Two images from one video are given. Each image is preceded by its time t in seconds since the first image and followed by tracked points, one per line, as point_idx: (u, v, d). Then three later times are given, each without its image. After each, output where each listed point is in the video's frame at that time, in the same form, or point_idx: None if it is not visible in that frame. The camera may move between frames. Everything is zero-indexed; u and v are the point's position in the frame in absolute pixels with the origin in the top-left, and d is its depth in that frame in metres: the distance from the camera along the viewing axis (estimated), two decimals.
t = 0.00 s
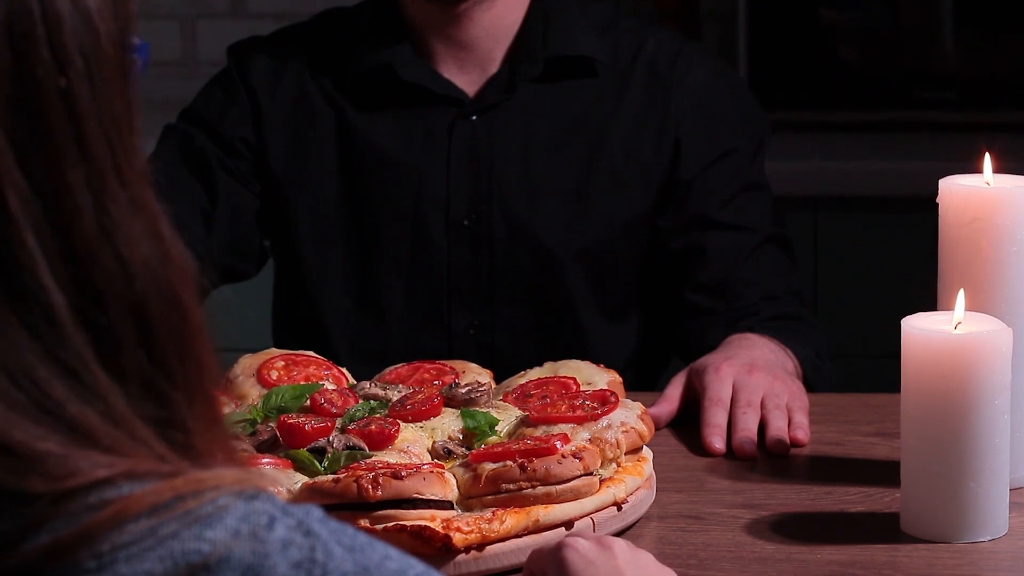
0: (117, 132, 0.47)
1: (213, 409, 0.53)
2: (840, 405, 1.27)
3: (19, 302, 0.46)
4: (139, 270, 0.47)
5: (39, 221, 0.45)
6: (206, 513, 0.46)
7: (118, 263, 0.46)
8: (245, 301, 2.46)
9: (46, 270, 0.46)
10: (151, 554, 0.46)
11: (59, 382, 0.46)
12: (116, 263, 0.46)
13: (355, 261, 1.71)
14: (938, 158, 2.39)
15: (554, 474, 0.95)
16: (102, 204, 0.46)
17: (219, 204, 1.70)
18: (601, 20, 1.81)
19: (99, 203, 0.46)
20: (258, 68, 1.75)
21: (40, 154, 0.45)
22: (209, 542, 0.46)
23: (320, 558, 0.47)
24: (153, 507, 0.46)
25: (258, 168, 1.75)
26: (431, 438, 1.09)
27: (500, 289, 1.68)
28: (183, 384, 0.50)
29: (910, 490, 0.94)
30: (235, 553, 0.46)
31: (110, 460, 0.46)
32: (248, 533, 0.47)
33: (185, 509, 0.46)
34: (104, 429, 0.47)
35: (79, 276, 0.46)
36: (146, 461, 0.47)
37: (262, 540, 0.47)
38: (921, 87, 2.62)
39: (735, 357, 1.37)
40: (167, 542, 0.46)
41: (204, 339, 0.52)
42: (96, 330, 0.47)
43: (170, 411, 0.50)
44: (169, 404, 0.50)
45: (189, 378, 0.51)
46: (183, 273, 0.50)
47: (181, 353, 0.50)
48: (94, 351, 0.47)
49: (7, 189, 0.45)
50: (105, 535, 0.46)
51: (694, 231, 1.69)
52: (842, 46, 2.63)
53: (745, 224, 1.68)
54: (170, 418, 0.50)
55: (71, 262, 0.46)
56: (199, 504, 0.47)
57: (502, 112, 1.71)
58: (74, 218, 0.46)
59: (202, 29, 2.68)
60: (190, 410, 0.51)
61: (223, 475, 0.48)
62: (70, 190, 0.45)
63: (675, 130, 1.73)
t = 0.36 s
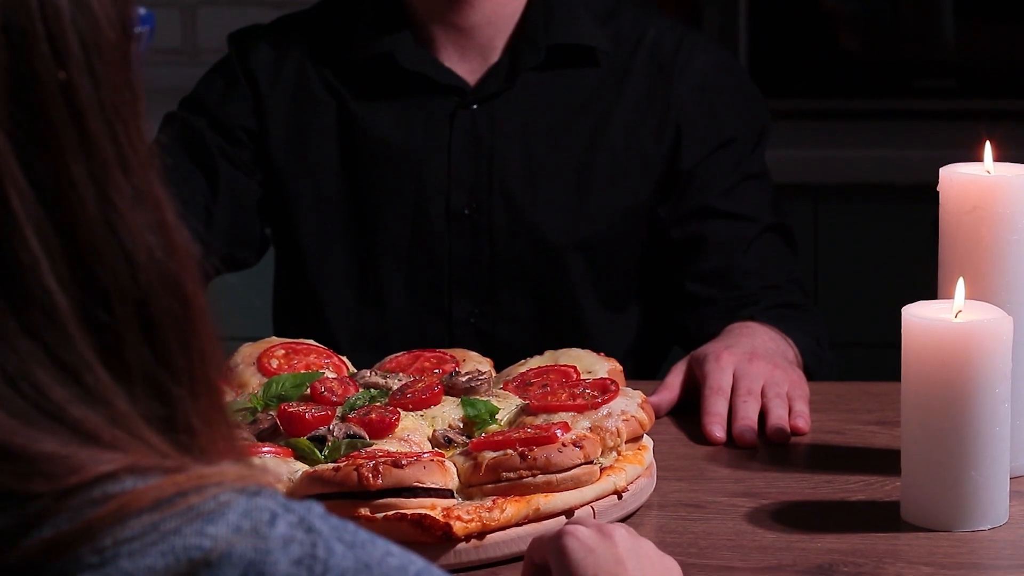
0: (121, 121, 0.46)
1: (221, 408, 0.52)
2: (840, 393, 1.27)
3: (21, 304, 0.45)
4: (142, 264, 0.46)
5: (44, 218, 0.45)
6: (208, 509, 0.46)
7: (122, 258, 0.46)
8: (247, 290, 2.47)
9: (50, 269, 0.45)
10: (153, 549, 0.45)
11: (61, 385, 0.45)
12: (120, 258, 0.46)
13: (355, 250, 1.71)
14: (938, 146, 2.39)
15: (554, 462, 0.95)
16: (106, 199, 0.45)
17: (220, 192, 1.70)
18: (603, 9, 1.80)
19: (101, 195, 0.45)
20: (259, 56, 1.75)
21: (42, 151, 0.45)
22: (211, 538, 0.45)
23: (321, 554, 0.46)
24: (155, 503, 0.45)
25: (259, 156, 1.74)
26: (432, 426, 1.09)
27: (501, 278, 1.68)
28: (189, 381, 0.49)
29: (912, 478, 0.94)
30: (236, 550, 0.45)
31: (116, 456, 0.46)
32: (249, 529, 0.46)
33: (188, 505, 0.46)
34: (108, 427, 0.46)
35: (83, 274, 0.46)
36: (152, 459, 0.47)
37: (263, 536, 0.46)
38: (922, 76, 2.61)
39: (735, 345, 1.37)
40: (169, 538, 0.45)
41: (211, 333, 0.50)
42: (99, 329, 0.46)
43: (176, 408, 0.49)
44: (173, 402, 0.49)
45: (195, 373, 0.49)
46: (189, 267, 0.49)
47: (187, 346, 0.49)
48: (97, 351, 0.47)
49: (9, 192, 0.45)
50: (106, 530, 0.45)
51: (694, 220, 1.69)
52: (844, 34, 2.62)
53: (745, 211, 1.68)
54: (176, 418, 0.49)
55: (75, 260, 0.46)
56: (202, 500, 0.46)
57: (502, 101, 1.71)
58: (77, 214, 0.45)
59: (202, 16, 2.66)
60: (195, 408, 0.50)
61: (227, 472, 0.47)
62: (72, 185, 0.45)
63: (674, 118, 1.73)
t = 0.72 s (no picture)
0: (134, 139, 0.46)
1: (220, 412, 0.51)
2: (840, 393, 1.27)
3: (26, 312, 0.45)
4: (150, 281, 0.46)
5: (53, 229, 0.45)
6: (205, 510, 0.45)
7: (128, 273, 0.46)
8: (247, 290, 2.47)
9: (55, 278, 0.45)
10: (150, 551, 0.44)
11: (63, 397, 0.45)
12: (128, 275, 0.46)
13: (356, 250, 1.71)
14: (939, 146, 2.39)
15: (554, 462, 0.95)
16: (116, 213, 0.45)
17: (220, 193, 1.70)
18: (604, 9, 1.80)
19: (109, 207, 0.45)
20: (259, 56, 1.75)
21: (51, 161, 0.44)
22: (208, 538, 0.45)
23: (318, 555, 0.46)
24: (153, 503, 0.45)
25: (259, 156, 1.74)
26: (432, 426, 1.09)
27: (501, 278, 1.68)
28: (191, 393, 0.49)
29: (912, 477, 0.94)
30: (234, 551, 0.45)
31: (112, 456, 0.45)
32: (246, 531, 0.45)
33: (185, 506, 0.45)
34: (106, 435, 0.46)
35: (86, 286, 0.46)
36: (148, 458, 0.46)
37: (260, 537, 0.45)
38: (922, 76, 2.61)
39: (735, 346, 1.37)
40: (167, 539, 0.44)
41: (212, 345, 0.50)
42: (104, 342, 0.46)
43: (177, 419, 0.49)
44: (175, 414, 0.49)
45: (197, 385, 0.49)
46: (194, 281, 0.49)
47: (191, 362, 0.49)
48: (99, 361, 0.46)
49: (22, 204, 0.44)
50: (104, 530, 0.44)
51: (695, 220, 1.69)
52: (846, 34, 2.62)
53: (745, 211, 1.68)
54: (177, 431, 0.49)
55: (80, 269, 0.45)
56: (199, 500, 0.45)
57: (503, 101, 1.71)
58: (84, 225, 0.45)
59: (202, 16, 2.65)
60: (195, 419, 0.49)
61: (223, 473, 0.47)
62: (80, 198, 0.45)
63: (675, 117, 1.73)
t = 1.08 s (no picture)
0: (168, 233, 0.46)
1: (220, 413, 0.50)
2: (839, 396, 1.27)
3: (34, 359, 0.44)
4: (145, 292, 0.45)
5: (57, 250, 0.43)
6: (186, 503, 0.44)
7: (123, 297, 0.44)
8: (247, 292, 2.47)
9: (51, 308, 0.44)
10: (132, 545, 0.43)
11: (58, 428, 0.44)
12: (149, 358, 0.45)
13: (355, 252, 1.71)
14: (938, 147, 2.40)
15: (555, 465, 0.95)
16: (144, 297, 0.45)
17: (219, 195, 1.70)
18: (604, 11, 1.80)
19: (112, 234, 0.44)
20: (259, 59, 1.75)
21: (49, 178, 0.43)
22: (190, 533, 0.44)
23: (301, 548, 0.45)
24: (135, 499, 0.44)
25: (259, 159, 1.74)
26: (432, 429, 1.09)
27: (501, 280, 1.68)
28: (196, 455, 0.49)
29: (911, 480, 0.94)
30: (216, 545, 0.44)
31: (99, 456, 0.44)
32: (228, 524, 0.45)
33: (166, 501, 0.44)
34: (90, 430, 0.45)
35: (88, 315, 0.44)
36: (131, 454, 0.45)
37: (243, 531, 0.45)
38: (922, 76, 2.61)
39: (734, 348, 1.36)
40: (149, 534, 0.44)
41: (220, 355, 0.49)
42: (104, 363, 0.45)
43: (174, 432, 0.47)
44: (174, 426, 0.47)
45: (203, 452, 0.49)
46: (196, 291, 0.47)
47: (201, 435, 0.49)
48: (90, 383, 0.45)
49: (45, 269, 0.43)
50: (85, 526, 0.43)
51: (694, 223, 1.69)
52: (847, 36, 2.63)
53: (745, 214, 1.68)
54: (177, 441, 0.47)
55: (85, 298, 0.44)
56: (180, 494, 0.44)
57: (502, 104, 1.71)
58: (89, 249, 0.44)
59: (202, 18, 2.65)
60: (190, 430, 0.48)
61: (204, 466, 0.46)
62: (79, 219, 0.43)
63: (675, 121, 1.73)
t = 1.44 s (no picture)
0: (159, 212, 0.46)
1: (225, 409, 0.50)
2: (838, 412, 1.27)
3: (40, 360, 0.45)
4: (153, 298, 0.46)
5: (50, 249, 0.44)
6: (194, 521, 0.45)
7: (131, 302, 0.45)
8: (247, 310, 2.47)
9: (57, 308, 0.44)
10: (141, 563, 0.44)
11: (66, 426, 0.45)
12: (144, 344, 0.46)
13: (355, 269, 1.71)
14: (936, 164, 2.41)
15: (554, 482, 0.95)
16: (137, 285, 0.45)
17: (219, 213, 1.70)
18: (605, 29, 1.81)
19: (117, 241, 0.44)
20: (260, 77, 1.76)
21: (57, 184, 0.43)
22: (198, 550, 0.45)
23: (308, 566, 0.46)
24: (142, 517, 0.45)
25: (259, 176, 1.75)
26: (432, 446, 1.09)
27: (501, 298, 1.68)
28: (201, 441, 0.49)
29: (910, 496, 0.94)
30: (224, 563, 0.45)
31: (106, 471, 0.45)
32: (236, 542, 0.45)
33: (174, 519, 0.45)
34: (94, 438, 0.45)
35: (92, 315, 0.45)
36: (140, 470, 0.46)
37: (250, 548, 0.45)
38: (922, 94, 2.64)
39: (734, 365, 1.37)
40: (158, 551, 0.45)
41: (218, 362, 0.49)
42: (112, 364, 0.45)
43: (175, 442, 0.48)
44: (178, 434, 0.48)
45: (208, 436, 0.49)
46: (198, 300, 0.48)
47: (203, 421, 0.49)
48: (99, 388, 0.46)
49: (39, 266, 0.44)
50: (93, 544, 0.44)
51: (694, 240, 1.69)
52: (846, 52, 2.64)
53: (747, 232, 1.69)
54: (177, 451, 0.48)
55: (92, 317, 0.45)
56: (188, 513, 0.45)
57: (502, 121, 1.71)
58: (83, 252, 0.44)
59: (201, 37, 2.66)
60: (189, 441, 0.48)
61: (213, 483, 0.47)
62: (84, 227, 0.44)
63: (674, 138, 1.73)
